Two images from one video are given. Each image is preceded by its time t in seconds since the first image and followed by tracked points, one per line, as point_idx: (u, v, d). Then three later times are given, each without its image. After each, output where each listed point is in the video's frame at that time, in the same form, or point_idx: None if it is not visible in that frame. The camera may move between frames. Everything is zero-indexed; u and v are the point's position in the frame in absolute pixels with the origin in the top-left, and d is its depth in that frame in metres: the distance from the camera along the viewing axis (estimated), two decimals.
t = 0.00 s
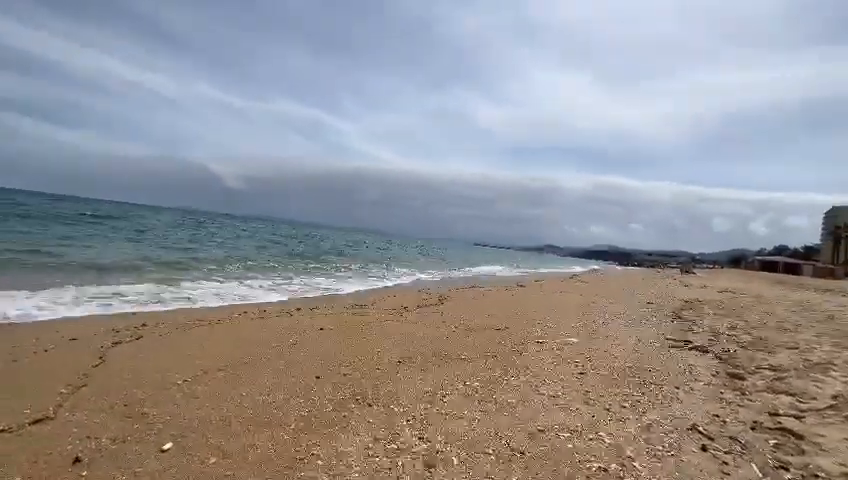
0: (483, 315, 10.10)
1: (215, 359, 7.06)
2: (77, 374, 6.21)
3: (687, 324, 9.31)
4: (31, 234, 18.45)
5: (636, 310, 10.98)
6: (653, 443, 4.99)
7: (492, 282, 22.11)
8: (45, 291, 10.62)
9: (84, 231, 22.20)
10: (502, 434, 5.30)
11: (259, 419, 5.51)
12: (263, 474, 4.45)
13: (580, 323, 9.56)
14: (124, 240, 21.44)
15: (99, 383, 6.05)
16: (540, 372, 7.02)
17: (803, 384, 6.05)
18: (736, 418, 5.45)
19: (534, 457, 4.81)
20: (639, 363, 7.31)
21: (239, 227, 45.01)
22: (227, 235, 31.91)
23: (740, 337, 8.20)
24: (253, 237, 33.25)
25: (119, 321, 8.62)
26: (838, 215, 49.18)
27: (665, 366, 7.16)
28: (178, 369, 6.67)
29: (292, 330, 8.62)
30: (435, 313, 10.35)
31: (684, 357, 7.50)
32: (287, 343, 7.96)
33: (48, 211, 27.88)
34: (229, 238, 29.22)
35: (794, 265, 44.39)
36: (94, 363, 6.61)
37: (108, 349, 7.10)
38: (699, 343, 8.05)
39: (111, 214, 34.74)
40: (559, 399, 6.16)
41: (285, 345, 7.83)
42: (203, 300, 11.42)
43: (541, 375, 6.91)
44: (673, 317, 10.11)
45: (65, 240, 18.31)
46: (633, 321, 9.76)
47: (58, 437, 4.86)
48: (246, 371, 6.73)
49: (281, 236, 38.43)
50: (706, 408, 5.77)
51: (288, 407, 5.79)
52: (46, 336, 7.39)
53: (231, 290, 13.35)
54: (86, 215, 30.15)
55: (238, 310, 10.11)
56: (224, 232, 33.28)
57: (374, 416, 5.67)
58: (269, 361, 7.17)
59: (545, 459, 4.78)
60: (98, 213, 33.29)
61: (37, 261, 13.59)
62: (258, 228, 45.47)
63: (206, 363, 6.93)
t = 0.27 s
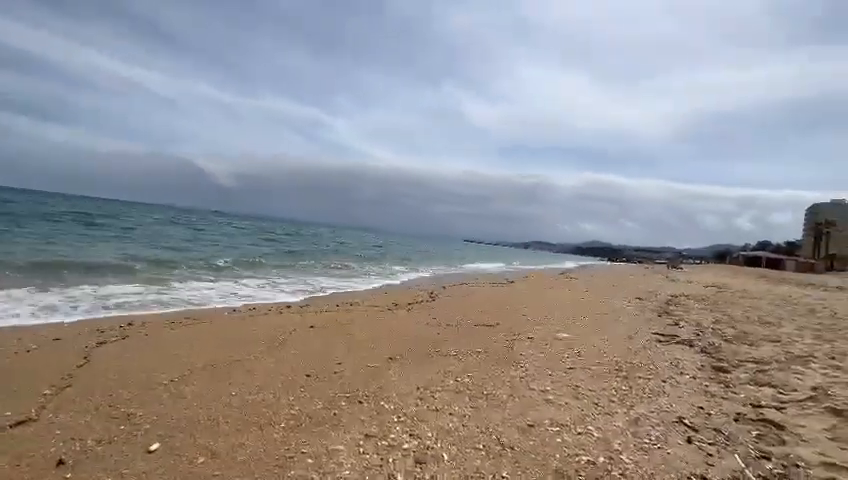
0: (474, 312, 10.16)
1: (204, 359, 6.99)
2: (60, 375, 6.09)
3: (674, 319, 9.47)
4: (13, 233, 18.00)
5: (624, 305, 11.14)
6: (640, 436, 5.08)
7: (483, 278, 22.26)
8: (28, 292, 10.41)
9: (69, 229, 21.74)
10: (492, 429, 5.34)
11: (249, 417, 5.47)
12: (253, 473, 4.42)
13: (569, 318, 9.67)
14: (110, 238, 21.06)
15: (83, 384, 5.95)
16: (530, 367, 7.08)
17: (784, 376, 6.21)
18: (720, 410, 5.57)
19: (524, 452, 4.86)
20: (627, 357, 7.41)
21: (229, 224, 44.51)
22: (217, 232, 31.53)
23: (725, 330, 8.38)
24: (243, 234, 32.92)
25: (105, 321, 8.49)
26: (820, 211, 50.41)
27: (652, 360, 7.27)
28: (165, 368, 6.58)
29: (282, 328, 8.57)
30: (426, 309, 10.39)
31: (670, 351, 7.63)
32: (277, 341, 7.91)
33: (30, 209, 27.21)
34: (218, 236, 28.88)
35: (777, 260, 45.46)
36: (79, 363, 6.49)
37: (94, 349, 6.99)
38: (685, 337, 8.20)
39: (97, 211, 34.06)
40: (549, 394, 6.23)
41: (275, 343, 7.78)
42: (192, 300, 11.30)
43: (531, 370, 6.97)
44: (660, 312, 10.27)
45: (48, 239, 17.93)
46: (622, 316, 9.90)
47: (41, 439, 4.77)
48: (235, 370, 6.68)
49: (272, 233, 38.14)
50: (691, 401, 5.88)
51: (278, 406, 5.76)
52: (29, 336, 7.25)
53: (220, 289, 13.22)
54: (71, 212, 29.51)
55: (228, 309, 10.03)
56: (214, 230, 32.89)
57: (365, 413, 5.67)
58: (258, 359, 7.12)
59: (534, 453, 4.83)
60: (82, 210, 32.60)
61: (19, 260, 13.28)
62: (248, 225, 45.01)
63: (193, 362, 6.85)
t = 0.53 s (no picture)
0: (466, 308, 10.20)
1: (193, 357, 6.91)
2: (45, 374, 5.97)
3: (662, 314, 9.62)
4: None
5: (614, 300, 11.28)
6: (629, 429, 5.15)
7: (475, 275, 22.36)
8: (11, 292, 10.16)
9: (52, 227, 21.24)
10: (484, 425, 5.37)
11: (240, 416, 5.41)
12: (244, 471, 4.38)
13: (560, 314, 9.76)
14: (96, 236, 20.64)
15: (69, 383, 5.83)
16: (521, 363, 7.14)
17: (769, 370, 6.34)
18: (707, 404, 5.67)
19: (515, 447, 4.89)
20: (617, 352, 7.51)
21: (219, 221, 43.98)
22: (206, 229, 31.11)
23: (712, 325, 8.54)
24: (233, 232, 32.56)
25: (91, 320, 8.33)
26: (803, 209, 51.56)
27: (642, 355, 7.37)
28: (153, 367, 6.49)
29: (273, 326, 8.51)
30: (418, 306, 10.40)
31: (659, 346, 7.75)
32: (268, 338, 7.85)
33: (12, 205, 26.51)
34: (208, 234, 28.51)
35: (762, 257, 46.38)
36: (64, 362, 6.37)
37: (79, 348, 6.86)
38: (673, 332, 8.33)
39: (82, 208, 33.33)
40: (540, 389, 6.28)
41: (266, 341, 7.73)
42: (181, 299, 11.15)
43: (522, 366, 7.03)
44: (649, 307, 10.42)
45: (31, 237, 17.49)
46: (612, 312, 10.02)
47: (25, 440, 4.67)
48: (225, 368, 6.61)
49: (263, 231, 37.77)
50: (679, 394, 5.98)
51: (270, 403, 5.72)
52: (12, 336, 7.07)
53: (210, 288, 13.07)
54: (54, 209, 28.85)
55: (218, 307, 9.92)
56: (203, 227, 32.46)
57: (357, 410, 5.66)
58: (249, 357, 7.05)
59: (525, 448, 4.87)
60: (67, 207, 31.88)
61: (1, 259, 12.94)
62: (238, 222, 44.51)
63: (183, 361, 6.76)
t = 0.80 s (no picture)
0: (458, 306, 10.23)
1: (183, 356, 6.83)
2: (30, 375, 5.86)
3: (652, 311, 9.74)
4: None
5: (605, 298, 11.39)
6: (619, 425, 5.21)
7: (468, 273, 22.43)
8: None
9: (38, 225, 20.82)
10: (476, 422, 5.40)
11: (230, 415, 5.37)
12: (234, 471, 4.35)
13: (552, 311, 9.83)
14: (83, 234, 20.28)
15: (54, 384, 5.73)
16: (513, 360, 7.18)
17: (755, 365, 6.47)
18: (695, 399, 5.76)
19: (506, 443, 4.93)
20: (607, 349, 7.59)
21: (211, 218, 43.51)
22: (197, 227, 30.75)
23: (701, 322, 8.66)
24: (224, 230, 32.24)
25: (78, 320, 8.20)
26: (789, 208, 52.54)
27: (631, 352, 7.46)
28: (142, 367, 6.40)
29: (264, 324, 8.44)
30: (411, 303, 10.40)
31: (649, 342, 7.85)
32: (259, 337, 7.79)
33: None
34: (199, 232, 28.19)
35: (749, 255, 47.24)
36: (50, 362, 6.26)
37: (66, 348, 6.74)
38: (663, 329, 8.44)
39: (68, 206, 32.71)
40: (532, 386, 6.33)
41: (257, 339, 7.67)
42: (171, 298, 11.02)
43: (514, 363, 7.06)
44: (639, 304, 10.54)
45: (16, 236, 17.13)
46: (603, 309, 10.12)
47: (9, 441, 4.58)
48: (215, 367, 6.54)
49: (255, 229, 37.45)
50: (668, 390, 6.07)
51: (261, 402, 5.68)
52: None
53: (201, 287, 12.93)
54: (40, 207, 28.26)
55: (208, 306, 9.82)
56: (194, 225, 32.08)
57: (349, 408, 5.64)
58: (240, 356, 7.00)
59: (517, 444, 4.90)
60: (53, 205, 31.27)
61: None
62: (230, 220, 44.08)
63: (172, 360, 6.68)
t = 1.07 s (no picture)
0: (451, 304, 10.24)
1: (172, 356, 6.75)
2: (14, 375, 5.74)
3: (642, 309, 9.86)
4: None
5: (597, 296, 11.49)
6: (610, 422, 5.26)
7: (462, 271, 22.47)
8: None
9: (23, 223, 20.38)
10: (468, 420, 5.41)
11: (221, 415, 5.32)
12: (225, 471, 4.31)
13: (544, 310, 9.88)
14: (71, 233, 19.91)
15: (40, 384, 5.62)
16: (506, 358, 7.22)
17: (743, 363, 6.57)
18: (684, 396, 5.84)
19: (499, 441, 4.95)
20: (599, 347, 7.66)
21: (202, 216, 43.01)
22: (188, 226, 30.35)
23: (690, 320, 8.79)
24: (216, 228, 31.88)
25: (65, 320, 8.04)
26: (776, 208, 53.49)
27: (622, 350, 7.54)
28: (130, 367, 6.31)
29: (256, 324, 8.37)
30: (404, 302, 10.38)
31: (639, 340, 7.93)
32: (251, 336, 7.73)
33: None
34: (190, 230, 27.83)
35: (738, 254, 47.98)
36: (35, 362, 6.13)
37: (51, 348, 6.61)
38: (653, 327, 8.54)
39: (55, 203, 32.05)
40: (524, 384, 6.37)
41: (248, 338, 7.60)
42: (161, 297, 10.88)
43: (507, 362, 7.10)
44: (630, 303, 10.66)
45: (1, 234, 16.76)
46: (595, 307, 10.20)
47: None
48: (205, 367, 6.47)
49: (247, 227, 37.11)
50: (657, 388, 6.14)
51: (252, 402, 5.64)
52: None
53: (191, 286, 12.77)
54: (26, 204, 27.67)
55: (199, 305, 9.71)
56: (185, 223, 31.64)
57: (341, 407, 5.63)
58: (231, 355, 6.93)
59: (509, 442, 4.93)
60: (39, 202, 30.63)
61: None
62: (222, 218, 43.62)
63: (162, 360, 6.59)
